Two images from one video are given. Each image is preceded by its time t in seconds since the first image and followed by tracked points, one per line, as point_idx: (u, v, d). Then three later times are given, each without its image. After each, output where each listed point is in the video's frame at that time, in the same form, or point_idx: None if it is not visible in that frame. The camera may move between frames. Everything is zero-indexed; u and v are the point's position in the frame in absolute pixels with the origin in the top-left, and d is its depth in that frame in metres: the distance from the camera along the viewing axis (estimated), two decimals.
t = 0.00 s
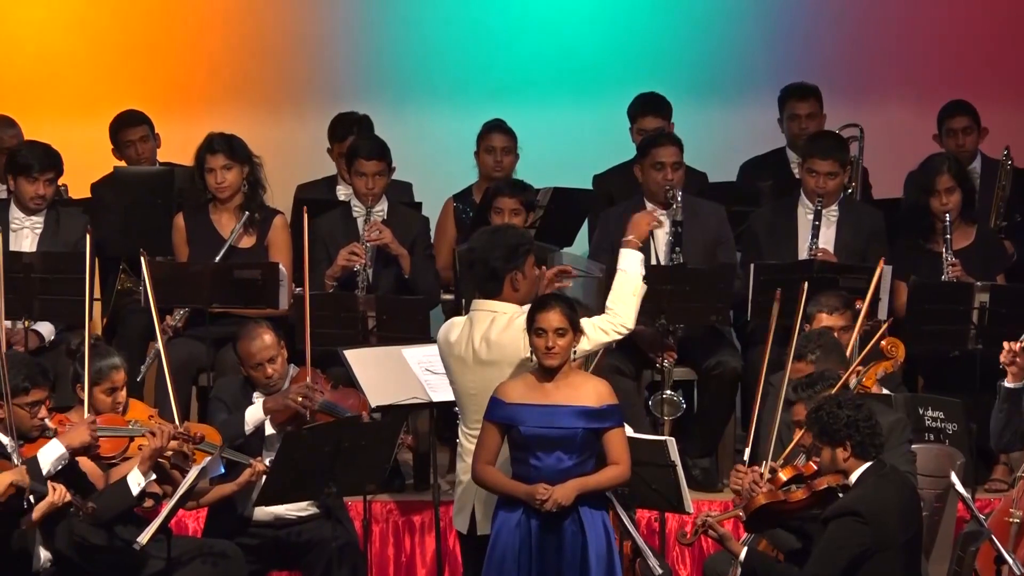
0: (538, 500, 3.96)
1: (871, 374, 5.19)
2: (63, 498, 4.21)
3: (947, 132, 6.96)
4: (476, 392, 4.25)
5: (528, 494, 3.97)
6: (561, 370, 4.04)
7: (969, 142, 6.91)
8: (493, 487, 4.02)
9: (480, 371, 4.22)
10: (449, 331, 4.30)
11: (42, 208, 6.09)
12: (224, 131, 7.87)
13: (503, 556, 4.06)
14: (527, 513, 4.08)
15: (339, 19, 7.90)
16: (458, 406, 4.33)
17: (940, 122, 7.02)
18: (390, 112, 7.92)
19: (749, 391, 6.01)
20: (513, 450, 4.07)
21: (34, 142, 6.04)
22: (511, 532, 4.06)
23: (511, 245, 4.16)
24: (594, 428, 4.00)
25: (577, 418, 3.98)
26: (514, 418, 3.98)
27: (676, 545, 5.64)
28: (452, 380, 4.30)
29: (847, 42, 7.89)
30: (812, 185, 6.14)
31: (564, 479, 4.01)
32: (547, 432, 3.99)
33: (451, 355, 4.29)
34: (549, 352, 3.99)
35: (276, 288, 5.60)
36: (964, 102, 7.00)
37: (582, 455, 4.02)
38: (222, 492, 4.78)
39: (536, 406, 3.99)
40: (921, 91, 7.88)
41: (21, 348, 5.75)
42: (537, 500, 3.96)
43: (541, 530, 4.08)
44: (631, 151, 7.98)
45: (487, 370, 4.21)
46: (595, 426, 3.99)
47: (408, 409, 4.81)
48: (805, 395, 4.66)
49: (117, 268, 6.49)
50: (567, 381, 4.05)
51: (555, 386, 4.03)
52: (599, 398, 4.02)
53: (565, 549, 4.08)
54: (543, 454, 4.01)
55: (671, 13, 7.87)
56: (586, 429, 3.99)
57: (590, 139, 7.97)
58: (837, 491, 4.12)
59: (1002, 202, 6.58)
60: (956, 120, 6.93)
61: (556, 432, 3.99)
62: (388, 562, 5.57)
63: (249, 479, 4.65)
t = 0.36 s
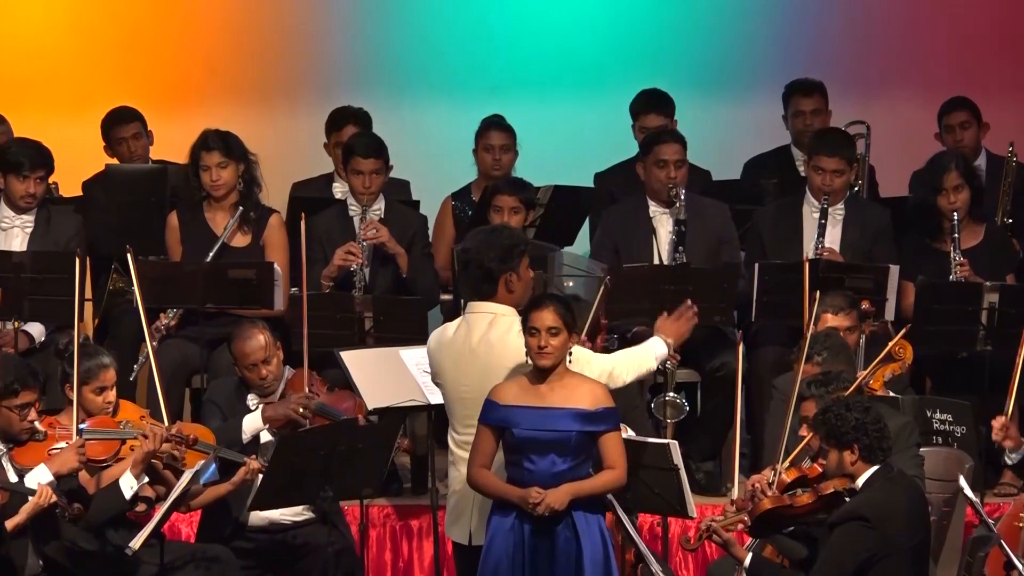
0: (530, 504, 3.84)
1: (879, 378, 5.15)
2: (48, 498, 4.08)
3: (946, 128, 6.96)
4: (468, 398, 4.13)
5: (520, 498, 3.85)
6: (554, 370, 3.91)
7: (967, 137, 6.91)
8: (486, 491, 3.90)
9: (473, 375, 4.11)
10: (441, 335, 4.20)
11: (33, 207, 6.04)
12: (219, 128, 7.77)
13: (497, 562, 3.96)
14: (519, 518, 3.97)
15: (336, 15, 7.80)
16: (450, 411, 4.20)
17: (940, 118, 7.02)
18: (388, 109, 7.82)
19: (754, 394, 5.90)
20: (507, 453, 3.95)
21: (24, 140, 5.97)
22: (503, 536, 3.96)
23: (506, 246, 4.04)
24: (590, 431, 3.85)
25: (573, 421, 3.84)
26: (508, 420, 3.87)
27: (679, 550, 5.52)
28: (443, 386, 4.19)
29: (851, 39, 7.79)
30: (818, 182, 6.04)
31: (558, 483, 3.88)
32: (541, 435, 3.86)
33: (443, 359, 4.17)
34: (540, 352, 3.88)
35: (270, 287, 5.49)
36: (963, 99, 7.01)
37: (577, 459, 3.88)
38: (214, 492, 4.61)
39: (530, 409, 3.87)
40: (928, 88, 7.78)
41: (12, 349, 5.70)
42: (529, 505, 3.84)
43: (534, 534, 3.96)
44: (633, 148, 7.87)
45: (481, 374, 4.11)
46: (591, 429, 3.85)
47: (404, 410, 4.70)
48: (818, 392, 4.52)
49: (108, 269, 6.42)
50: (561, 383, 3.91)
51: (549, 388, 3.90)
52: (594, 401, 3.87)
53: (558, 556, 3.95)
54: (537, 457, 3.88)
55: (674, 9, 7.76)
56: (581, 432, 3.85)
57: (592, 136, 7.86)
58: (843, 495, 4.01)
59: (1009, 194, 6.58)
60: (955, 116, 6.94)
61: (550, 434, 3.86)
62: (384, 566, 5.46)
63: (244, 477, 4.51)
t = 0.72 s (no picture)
0: (522, 506, 3.78)
1: (879, 377, 5.01)
2: (45, 493, 3.98)
3: (941, 126, 6.98)
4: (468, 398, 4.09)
5: (513, 500, 3.80)
6: (552, 366, 3.84)
7: (963, 134, 6.91)
8: (481, 491, 3.86)
9: (474, 376, 4.07)
10: (441, 332, 4.14)
11: (28, 207, 6.06)
12: (215, 126, 7.72)
13: (491, 566, 3.91)
14: (513, 521, 3.92)
15: (334, 13, 7.75)
16: (450, 409, 4.16)
17: (936, 116, 7.02)
18: (387, 107, 7.77)
19: (756, 396, 5.85)
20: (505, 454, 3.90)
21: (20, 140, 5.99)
22: (498, 538, 3.91)
23: (505, 244, 4.02)
24: (586, 433, 3.79)
25: (568, 422, 3.79)
26: (504, 420, 3.83)
27: (681, 552, 5.46)
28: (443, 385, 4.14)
29: (852, 37, 7.74)
30: (821, 180, 6.01)
31: (552, 485, 3.81)
32: (536, 436, 3.81)
33: (442, 358, 4.12)
34: (532, 351, 3.83)
35: (268, 287, 5.44)
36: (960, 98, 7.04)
37: (573, 460, 3.82)
38: (213, 496, 4.54)
39: (527, 409, 3.82)
40: (932, 87, 7.74)
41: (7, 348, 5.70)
42: (521, 508, 3.79)
43: (528, 535, 3.90)
44: (633, 146, 7.83)
45: (481, 375, 4.06)
46: (587, 430, 3.79)
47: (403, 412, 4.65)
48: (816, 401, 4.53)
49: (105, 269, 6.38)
50: (559, 381, 3.86)
51: (546, 388, 3.85)
52: (591, 402, 3.82)
53: (551, 558, 3.88)
54: (532, 458, 3.83)
55: (675, 6, 7.72)
56: (576, 434, 3.79)
57: (593, 133, 7.81)
58: (846, 497, 3.94)
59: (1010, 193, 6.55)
60: (950, 114, 6.95)
61: (545, 436, 3.81)
62: (382, 569, 5.40)
63: (241, 481, 4.44)
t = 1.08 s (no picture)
0: (516, 504, 3.75)
1: (881, 377, 4.98)
2: (43, 497, 4.00)
3: (942, 124, 6.95)
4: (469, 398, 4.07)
5: (509, 498, 3.77)
6: (550, 365, 3.82)
7: (963, 132, 6.89)
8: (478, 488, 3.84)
9: (477, 375, 4.04)
10: (444, 330, 4.10)
11: (26, 207, 6.04)
12: (215, 125, 7.70)
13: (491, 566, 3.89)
14: (511, 520, 3.90)
15: (334, 13, 7.73)
16: (453, 408, 4.12)
17: (936, 114, 7.00)
18: (387, 106, 7.75)
19: (757, 397, 5.83)
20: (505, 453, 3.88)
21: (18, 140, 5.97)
22: (497, 536, 3.90)
23: (511, 244, 4.02)
24: (583, 431, 3.76)
25: (565, 420, 3.76)
26: (501, 418, 3.81)
27: (681, 553, 5.45)
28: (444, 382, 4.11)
29: (854, 35, 7.72)
30: (821, 179, 5.99)
31: (549, 483, 3.78)
32: (533, 434, 3.78)
33: (445, 355, 4.09)
34: (530, 348, 3.81)
35: (267, 287, 5.42)
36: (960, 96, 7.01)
37: (570, 459, 3.79)
38: (214, 496, 4.51)
39: (524, 407, 3.80)
40: (933, 86, 7.71)
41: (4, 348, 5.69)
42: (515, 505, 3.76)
43: (525, 533, 3.87)
44: (634, 147, 7.81)
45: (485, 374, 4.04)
46: (584, 429, 3.76)
47: (403, 412, 4.63)
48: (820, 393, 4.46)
49: (103, 269, 6.36)
50: (559, 379, 3.83)
51: (545, 385, 3.82)
52: (589, 402, 3.79)
53: (547, 557, 3.84)
54: (530, 456, 3.81)
55: (675, 5, 7.69)
56: (573, 432, 3.76)
57: (594, 133, 7.79)
58: (848, 498, 3.91)
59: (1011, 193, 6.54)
60: (951, 111, 6.92)
61: (542, 434, 3.78)
62: (382, 570, 5.39)
63: (241, 480, 4.42)
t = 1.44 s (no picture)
0: (518, 499, 3.73)
1: (881, 378, 4.97)
2: (43, 505, 4.03)
3: (947, 123, 6.94)
4: (468, 395, 4.05)
5: (511, 495, 3.76)
6: (551, 368, 3.82)
7: (967, 131, 6.89)
8: (479, 486, 3.82)
9: (476, 371, 4.03)
10: (445, 329, 4.11)
11: (25, 207, 6.04)
12: (214, 125, 7.69)
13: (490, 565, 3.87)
14: (512, 518, 3.89)
15: (334, 13, 7.72)
16: (449, 405, 4.13)
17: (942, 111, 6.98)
18: (387, 106, 7.75)
19: (757, 397, 5.82)
20: (506, 452, 3.87)
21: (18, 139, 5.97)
22: (496, 535, 3.88)
23: (514, 245, 4.00)
24: (586, 432, 3.76)
25: (568, 421, 3.76)
26: (504, 417, 3.80)
27: (682, 553, 5.44)
28: (444, 381, 4.11)
29: (854, 35, 7.72)
30: (821, 178, 5.99)
31: (551, 482, 3.78)
32: (535, 434, 3.78)
33: (445, 353, 4.09)
34: (531, 351, 3.80)
35: (267, 287, 5.41)
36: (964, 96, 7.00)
37: (573, 460, 3.78)
38: (213, 497, 4.50)
39: (527, 407, 3.79)
40: (934, 86, 7.71)
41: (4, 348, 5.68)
42: (517, 500, 3.74)
43: (525, 531, 3.87)
44: (634, 147, 7.80)
45: (485, 371, 4.02)
46: (587, 430, 3.76)
47: (404, 412, 4.63)
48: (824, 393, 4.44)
49: (102, 269, 6.36)
50: (562, 382, 3.83)
51: (548, 386, 3.82)
52: (592, 403, 3.79)
53: (548, 556, 3.83)
54: (532, 455, 3.80)
55: (675, 5, 7.69)
56: (576, 433, 3.76)
57: (595, 133, 7.79)
58: (848, 498, 3.90)
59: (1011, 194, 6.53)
60: (955, 111, 6.91)
61: (544, 434, 3.77)
62: (382, 570, 5.38)
63: (240, 483, 4.41)
